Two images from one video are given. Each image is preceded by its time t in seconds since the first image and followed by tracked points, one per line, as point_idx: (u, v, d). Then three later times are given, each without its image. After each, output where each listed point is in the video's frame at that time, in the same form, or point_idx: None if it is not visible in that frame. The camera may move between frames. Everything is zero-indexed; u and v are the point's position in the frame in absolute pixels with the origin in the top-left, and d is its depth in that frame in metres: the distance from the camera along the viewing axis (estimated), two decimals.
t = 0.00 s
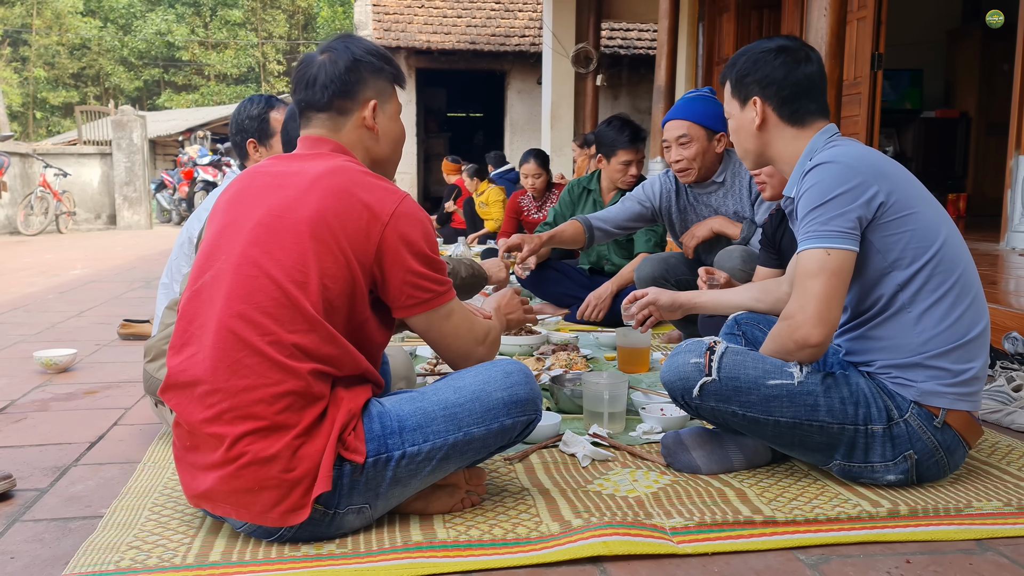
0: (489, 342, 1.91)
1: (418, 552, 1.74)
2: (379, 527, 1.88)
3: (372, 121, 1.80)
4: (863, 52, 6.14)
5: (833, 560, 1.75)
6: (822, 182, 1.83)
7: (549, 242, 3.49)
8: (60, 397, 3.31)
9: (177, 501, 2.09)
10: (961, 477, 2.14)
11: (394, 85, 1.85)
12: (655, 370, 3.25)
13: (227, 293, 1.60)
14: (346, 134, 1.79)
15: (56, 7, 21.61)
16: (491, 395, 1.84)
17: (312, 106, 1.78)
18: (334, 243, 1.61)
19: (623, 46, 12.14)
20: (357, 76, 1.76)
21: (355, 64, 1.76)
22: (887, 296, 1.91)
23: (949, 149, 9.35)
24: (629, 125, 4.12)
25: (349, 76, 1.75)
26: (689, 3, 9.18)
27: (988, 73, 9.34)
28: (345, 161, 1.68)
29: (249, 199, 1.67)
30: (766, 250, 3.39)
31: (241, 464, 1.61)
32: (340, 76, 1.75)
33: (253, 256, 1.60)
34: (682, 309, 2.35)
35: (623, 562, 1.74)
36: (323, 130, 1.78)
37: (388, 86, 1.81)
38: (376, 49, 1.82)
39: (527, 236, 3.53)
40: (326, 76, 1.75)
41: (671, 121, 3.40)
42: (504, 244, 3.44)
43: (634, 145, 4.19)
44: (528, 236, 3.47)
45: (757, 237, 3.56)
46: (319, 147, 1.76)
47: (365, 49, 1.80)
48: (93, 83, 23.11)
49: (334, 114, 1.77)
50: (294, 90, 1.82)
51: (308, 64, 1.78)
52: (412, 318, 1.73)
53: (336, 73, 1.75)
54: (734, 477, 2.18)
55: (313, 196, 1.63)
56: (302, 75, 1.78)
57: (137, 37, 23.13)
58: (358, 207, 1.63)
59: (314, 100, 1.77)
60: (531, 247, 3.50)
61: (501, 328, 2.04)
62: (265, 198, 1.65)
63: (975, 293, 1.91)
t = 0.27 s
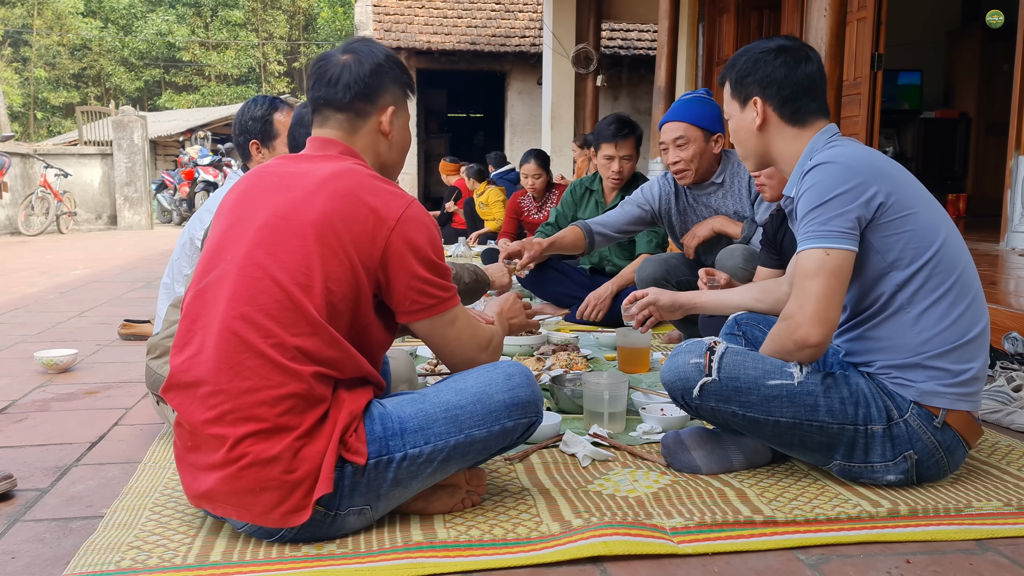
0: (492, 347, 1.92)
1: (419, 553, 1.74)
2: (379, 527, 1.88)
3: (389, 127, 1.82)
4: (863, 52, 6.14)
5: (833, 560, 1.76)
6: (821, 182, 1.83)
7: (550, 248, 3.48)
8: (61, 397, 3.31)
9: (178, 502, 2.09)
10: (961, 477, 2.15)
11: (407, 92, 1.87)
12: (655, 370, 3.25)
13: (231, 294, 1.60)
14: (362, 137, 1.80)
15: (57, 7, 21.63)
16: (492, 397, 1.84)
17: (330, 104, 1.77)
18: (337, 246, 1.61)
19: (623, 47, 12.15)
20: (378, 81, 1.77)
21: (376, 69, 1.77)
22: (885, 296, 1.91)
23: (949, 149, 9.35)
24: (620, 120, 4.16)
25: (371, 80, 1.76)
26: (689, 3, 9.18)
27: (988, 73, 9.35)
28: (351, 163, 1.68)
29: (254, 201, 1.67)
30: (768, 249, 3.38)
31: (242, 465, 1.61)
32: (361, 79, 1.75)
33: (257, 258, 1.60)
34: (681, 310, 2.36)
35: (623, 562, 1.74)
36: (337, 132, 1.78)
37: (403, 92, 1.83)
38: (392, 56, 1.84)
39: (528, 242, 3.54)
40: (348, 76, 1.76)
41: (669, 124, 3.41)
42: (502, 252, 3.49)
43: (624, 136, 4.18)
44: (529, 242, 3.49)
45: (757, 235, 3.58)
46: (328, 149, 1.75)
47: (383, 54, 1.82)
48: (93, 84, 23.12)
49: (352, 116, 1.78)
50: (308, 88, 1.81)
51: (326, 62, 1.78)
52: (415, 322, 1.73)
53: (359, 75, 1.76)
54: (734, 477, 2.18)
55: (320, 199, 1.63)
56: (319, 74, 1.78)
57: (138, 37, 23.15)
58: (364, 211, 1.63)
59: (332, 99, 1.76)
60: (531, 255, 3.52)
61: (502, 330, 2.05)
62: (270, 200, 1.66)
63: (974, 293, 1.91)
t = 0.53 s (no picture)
0: (493, 350, 1.92)
1: (419, 553, 1.74)
2: (379, 527, 1.88)
3: (400, 131, 1.82)
4: (863, 52, 6.14)
5: (833, 560, 1.76)
6: (822, 182, 1.83)
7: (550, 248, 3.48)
8: (61, 397, 3.31)
9: (178, 502, 2.09)
10: (960, 477, 2.15)
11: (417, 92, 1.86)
12: (655, 370, 3.25)
13: (235, 295, 1.60)
14: (374, 140, 1.80)
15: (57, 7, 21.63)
16: (493, 398, 1.84)
17: (341, 106, 1.77)
18: (340, 248, 1.61)
19: (623, 47, 12.16)
20: (391, 85, 1.77)
21: (391, 72, 1.77)
22: (884, 296, 1.91)
23: (948, 149, 9.36)
24: (604, 117, 4.23)
25: (385, 83, 1.76)
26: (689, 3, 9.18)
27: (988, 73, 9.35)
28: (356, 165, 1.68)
29: (258, 201, 1.67)
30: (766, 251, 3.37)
31: (242, 466, 1.61)
32: (374, 83, 1.75)
33: (260, 259, 1.60)
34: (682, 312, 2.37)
35: (623, 562, 1.74)
36: (347, 134, 1.78)
37: (414, 95, 1.83)
38: (402, 58, 1.83)
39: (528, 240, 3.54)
40: (362, 78, 1.75)
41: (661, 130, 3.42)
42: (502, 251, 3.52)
43: (605, 130, 4.22)
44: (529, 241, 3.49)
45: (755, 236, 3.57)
46: (336, 151, 1.76)
47: (397, 57, 1.81)
48: (93, 84, 23.10)
49: (364, 119, 1.78)
50: (320, 86, 1.81)
51: (338, 62, 1.77)
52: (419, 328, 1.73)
53: (373, 77, 1.75)
54: (733, 477, 2.18)
55: (323, 200, 1.63)
56: (330, 73, 1.77)
57: (138, 37, 23.16)
58: (369, 214, 1.63)
59: (345, 100, 1.76)
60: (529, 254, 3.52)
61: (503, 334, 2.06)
62: (274, 201, 1.66)
63: (974, 294, 1.91)
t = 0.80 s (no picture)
0: (506, 314, 1.91)
1: (418, 552, 1.74)
2: (378, 527, 1.88)
3: (401, 125, 1.80)
4: (863, 52, 6.14)
5: (833, 560, 1.76)
6: (830, 182, 1.83)
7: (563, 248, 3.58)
8: (61, 397, 3.31)
9: (178, 502, 2.09)
10: (960, 477, 2.15)
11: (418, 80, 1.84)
12: (655, 370, 3.25)
13: (244, 292, 1.61)
14: (375, 137, 1.79)
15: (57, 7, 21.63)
16: (494, 396, 1.85)
17: (341, 110, 1.77)
18: (348, 247, 1.61)
19: (622, 47, 12.17)
20: (385, 83, 1.75)
21: (382, 70, 1.74)
22: (886, 296, 1.91)
23: (948, 149, 9.36)
24: (593, 129, 4.19)
25: (378, 83, 1.74)
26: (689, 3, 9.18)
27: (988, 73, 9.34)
28: (367, 164, 1.67)
29: (268, 198, 1.68)
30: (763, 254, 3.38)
31: (246, 461, 1.61)
32: (369, 83, 1.74)
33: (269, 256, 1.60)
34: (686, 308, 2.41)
35: (623, 562, 1.74)
36: (349, 131, 1.78)
37: (415, 87, 1.80)
38: (399, 48, 1.80)
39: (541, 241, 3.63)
40: (355, 81, 1.74)
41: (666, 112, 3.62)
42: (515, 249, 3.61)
43: (595, 142, 4.20)
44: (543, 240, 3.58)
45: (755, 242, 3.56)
46: (342, 147, 1.76)
47: (390, 49, 1.78)
48: (93, 84, 23.08)
49: (365, 120, 1.77)
50: (320, 89, 1.81)
51: (334, 67, 1.77)
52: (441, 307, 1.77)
53: (364, 78, 1.74)
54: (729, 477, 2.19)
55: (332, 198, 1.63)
56: (329, 79, 1.77)
57: (138, 37, 23.16)
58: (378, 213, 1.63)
59: (342, 105, 1.76)
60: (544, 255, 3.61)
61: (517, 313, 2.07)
62: (284, 199, 1.66)
63: (976, 296, 1.91)
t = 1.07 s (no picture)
0: (504, 300, 1.92)
1: (418, 553, 1.74)
2: (379, 528, 1.88)
3: (386, 110, 1.80)
4: (863, 52, 6.14)
5: (833, 560, 1.76)
6: (823, 180, 1.83)
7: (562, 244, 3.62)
8: (61, 397, 3.31)
9: (178, 502, 2.09)
10: (960, 477, 2.15)
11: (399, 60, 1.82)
12: (655, 370, 3.25)
13: (238, 296, 1.60)
14: (361, 128, 1.79)
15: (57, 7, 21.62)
16: (494, 397, 1.85)
17: (324, 105, 1.77)
18: (343, 248, 1.61)
19: (623, 47, 12.17)
20: (363, 72, 1.73)
21: (359, 58, 1.72)
22: (884, 294, 1.91)
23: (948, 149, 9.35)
24: (584, 135, 4.19)
25: (357, 73, 1.73)
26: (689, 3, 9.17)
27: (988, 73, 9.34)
28: (360, 161, 1.67)
29: (262, 199, 1.67)
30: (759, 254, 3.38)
31: (244, 465, 1.61)
32: (348, 74, 1.72)
33: (263, 259, 1.60)
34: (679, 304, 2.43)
35: (623, 562, 1.74)
36: (335, 125, 1.78)
37: (396, 70, 1.79)
38: (375, 30, 1.77)
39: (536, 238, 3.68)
40: (333, 73, 1.73)
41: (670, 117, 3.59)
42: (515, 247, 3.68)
43: (586, 148, 4.20)
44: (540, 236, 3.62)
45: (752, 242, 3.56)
46: (329, 141, 1.76)
47: (365, 33, 1.75)
48: (93, 84, 23.07)
49: (347, 113, 1.77)
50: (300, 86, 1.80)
51: (310, 59, 1.75)
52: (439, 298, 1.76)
53: (342, 69, 1.72)
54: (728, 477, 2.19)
55: (326, 199, 1.62)
56: (307, 73, 1.76)
57: (138, 37, 23.17)
58: (372, 213, 1.62)
59: (325, 100, 1.76)
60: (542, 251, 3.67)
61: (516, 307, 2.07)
62: (278, 200, 1.66)
63: (973, 294, 1.92)
